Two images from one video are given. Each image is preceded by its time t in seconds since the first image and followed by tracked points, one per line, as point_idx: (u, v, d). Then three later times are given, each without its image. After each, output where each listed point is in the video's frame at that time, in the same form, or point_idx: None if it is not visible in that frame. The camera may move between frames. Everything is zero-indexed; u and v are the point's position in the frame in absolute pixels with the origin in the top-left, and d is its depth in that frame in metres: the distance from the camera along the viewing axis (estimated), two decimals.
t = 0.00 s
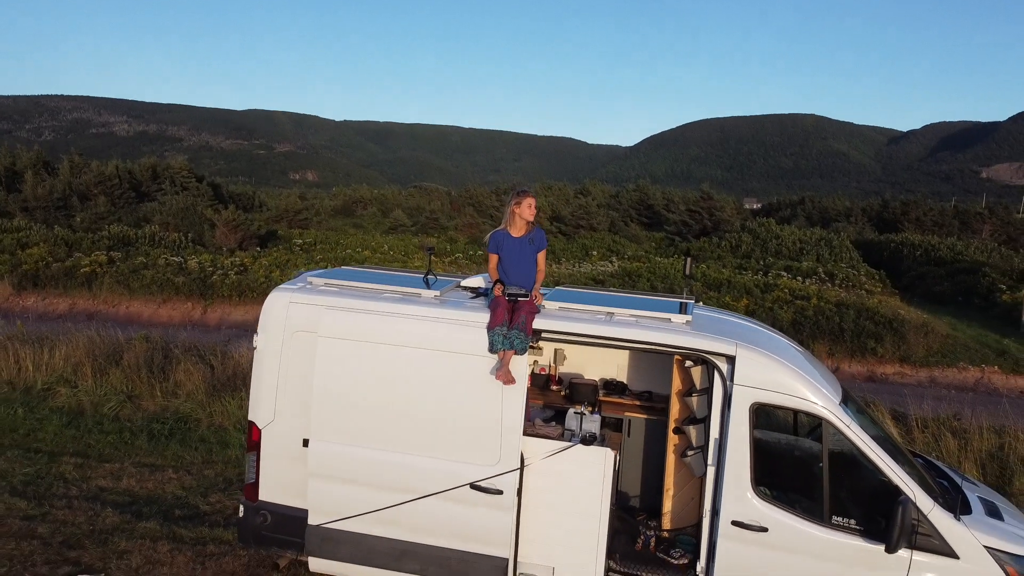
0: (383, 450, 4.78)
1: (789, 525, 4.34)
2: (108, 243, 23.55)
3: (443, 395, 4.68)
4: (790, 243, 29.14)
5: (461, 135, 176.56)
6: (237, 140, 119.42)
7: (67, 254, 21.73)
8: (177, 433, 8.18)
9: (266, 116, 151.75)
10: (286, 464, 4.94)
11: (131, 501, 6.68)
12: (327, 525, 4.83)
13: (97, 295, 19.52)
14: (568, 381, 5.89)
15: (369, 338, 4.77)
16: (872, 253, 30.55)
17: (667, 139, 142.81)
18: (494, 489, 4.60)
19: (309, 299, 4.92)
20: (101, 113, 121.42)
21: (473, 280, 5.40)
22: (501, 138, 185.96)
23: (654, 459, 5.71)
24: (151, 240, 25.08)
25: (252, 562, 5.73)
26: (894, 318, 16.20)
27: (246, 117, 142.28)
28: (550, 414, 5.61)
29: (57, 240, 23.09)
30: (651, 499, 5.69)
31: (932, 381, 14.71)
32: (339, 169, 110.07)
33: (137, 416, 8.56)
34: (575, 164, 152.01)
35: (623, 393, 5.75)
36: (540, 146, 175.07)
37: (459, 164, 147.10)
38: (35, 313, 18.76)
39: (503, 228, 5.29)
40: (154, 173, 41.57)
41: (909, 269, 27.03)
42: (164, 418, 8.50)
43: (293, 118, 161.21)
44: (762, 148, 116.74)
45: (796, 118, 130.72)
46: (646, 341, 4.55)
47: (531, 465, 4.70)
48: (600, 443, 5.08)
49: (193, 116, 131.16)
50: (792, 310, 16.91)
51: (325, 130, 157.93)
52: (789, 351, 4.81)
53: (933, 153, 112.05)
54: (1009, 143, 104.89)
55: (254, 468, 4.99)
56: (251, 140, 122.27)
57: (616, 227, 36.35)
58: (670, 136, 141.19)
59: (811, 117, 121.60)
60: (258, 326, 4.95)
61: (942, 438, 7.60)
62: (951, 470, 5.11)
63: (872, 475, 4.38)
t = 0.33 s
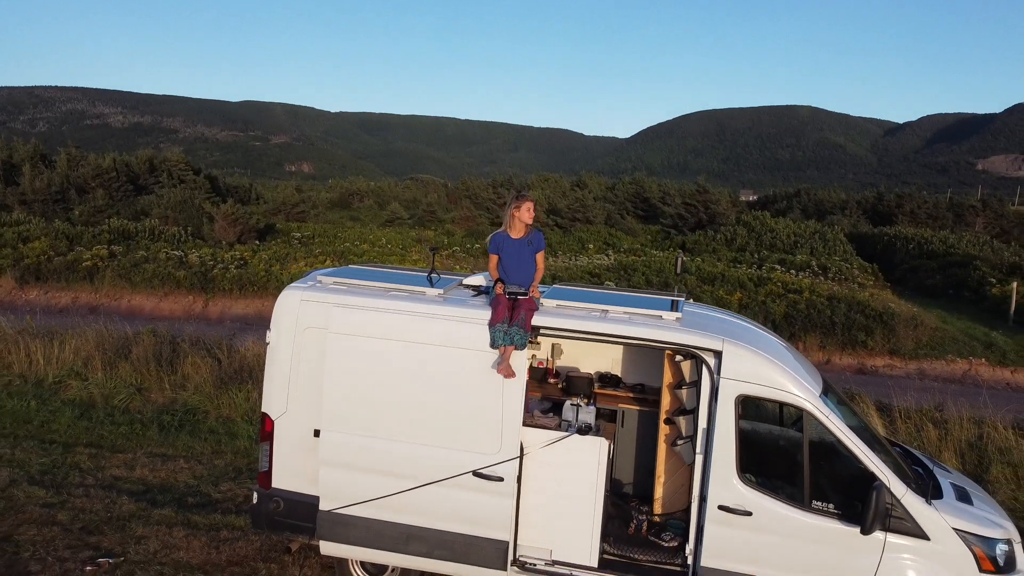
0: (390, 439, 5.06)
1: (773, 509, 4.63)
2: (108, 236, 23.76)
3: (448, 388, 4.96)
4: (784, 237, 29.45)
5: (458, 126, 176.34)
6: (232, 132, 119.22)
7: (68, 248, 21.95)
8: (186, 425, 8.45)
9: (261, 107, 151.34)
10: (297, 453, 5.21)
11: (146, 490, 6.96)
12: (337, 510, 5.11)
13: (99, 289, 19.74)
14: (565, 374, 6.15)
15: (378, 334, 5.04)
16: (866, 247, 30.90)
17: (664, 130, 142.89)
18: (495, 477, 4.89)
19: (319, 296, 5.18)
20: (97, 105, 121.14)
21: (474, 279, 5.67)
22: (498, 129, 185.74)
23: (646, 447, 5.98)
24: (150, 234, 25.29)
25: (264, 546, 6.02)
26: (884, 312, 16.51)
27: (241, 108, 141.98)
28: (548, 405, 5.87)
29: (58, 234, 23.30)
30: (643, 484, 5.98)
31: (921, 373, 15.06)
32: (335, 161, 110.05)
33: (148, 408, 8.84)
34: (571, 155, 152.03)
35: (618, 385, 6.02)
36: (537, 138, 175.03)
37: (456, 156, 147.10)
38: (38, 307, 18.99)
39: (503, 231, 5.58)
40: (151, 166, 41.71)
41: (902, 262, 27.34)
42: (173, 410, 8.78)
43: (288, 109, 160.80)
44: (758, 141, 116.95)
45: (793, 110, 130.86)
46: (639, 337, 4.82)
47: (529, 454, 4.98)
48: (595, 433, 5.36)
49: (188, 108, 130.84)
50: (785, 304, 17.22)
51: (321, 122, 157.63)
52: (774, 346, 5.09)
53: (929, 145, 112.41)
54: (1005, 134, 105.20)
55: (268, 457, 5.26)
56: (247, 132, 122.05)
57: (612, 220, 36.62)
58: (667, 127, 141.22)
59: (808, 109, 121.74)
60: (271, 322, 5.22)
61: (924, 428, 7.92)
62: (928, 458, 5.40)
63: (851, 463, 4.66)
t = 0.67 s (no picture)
0: (398, 429, 5.37)
1: (756, 494, 4.95)
2: (109, 231, 23.99)
3: (451, 380, 5.27)
4: (779, 230, 29.76)
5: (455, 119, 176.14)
6: (228, 125, 119.04)
7: (70, 242, 22.21)
8: (196, 416, 8.77)
9: (257, 99, 150.96)
10: (308, 443, 5.52)
11: (160, 478, 7.29)
12: (347, 496, 5.43)
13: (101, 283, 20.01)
14: (561, 367, 6.47)
15: (385, 330, 5.35)
16: (860, 241, 31.23)
17: (661, 122, 142.92)
18: (495, 464, 5.21)
19: (329, 295, 5.48)
20: (92, 98, 120.86)
21: (476, 278, 5.97)
22: (494, 121, 185.52)
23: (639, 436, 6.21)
24: (151, 227, 25.53)
25: (276, 531, 6.34)
26: (874, 305, 16.84)
27: (237, 100, 141.71)
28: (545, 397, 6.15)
29: (59, 228, 23.53)
30: (636, 473, 6.21)
31: (910, 366, 15.43)
32: (331, 154, 110.01)
33: (159, 400, 9.16)
34: (568, 148, 152.06)
35: (611, 377, 6.33)
36: (534, 130, 174.88)
37: (453, 148, 147.02)
38: (41, 300, 19.26)
39: (503, 233, 5.89)
40: (149, 160, 41.88)
41: (895, 255, 27.67)
42: (183, 401, 9.10)
43: (285, 101, 160.39)
44: (754, 134, 117.14)
45: (790, 102, 130.96)
46: (631, 333, 5.13)
47: (528, 442, 5.30)
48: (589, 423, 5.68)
49: (183, 101, 130.54)
50: (778, 297, 17.55)
51: (317, 115, 157.37)
52: (757, 341, 5.41)
53: (925, 138, 112.70)
54: (1001, 126, 105.49)
55: (280, 446, 5.58)
56: (243, 125, 121.86)
57: (609, 213, 36.90)
58: (664, 119, 141.23)
59: (804, 102, 121.88)
60: (283, 319, 5.52)
61: (905, 418, 8.27)
62: (902, 446, 5.76)
63: (828, 450, 4.99)
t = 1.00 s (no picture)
0: (404, 418, 5.71)
1: (739, 479, 5.31)
2: (113, 225, 24.29)
3: (455, 373, 5.61)
4: (774, 224, 30.09)
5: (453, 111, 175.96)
6: (225, 117, 118.97)
7: (74, 236, 22.51)
8: (207, 407, 9.12)
9: (253, 91, 150.79)
10: (319, 431, 5.87)
11: (176, 466, 7.66)
12: (357, 481, 5.79)
13: (106, 277, 20.34)
14: (557, 360, 6.81)
15: (392, 325, 5.69)
16: (855, 235, 31.57)
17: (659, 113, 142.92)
18: (496, 451, 5.57)
19: (339, 293, 5.82)
20: (89, 90, 120.75)
21: (477, 276, 6.30)
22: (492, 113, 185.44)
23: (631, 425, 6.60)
24: (153, 221, 25.81)
25: (288, 516, 6.70)
26: (865, 298, 17.18)
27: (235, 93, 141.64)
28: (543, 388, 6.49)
29: (63, 222, 23.83)
30: (627, 459, 6.63)
31: (899, 359, 15.82)
32: (329, 145, 110.09)
33: (170, 391, 9.52)
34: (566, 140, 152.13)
35: (605, 370, 6.67)
36: (532, 122, 174.88)
37: (451, 141, 147.00)
38: (47, 295, 19.61)
39: (503, 235, 6.22)
40: (148, 154, 42.11)
41: (889, 249, 28.01)
42: (194, 392, 9.45)
43: (282, 93, 160.26)
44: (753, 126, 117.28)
45: (788, 94, 131.03)
46: (622, 329, 5.47)
47: (527, 431, 5.65)
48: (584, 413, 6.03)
49: (180, 93, 130.42)
50: (771, 291, 17.90)
51: (314, 107, 157.29)
52: (741, 336, 5.77)
53: (923, 130, 112.94)
54: (999, 118, 105.64)
55: (293, 435, 5.92)
56: (240, 117, 121.83)
57: (606, 207, 37.21)
58: (662, 111, 141.26)
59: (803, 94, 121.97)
60: (296, 316, 5.86)
61: (887, 409, 8.65)
62: (879, 434, 6.13)
63: (807, 438, 5.35)
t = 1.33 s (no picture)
0: (410, 408, 6.10)
1: (724, 464, 5.70)
2: (117, 219, 24.65)
3: (458, 365, 5.99)
4: (771, 217, 30.45)
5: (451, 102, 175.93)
6: (224, 109, 119.00)
7: (79, 230, 22.85)
8: (219, 397, 9.52)
9: (251, 82, 150.73)
10: (331, 419, 6.24)
11: (193, 453, 8.06)
12: (366, 466, 6.18)
13: (112, 270, 20.73)
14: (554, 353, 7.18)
15: (399, 320, 6.07)
16: (851, 228, 31.96)
17: (658, 105, 142.94)
18: (496, 438, 5.95)
19: (349, 290, 6.19)
20: (87, 82, 120.71)
21: (479, 274, 6.68)
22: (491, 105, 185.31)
23: (623, 414, 6.98)
24: (156, 215, 26.15)
25: (300, 499, 7.09)
26: (857, 291, 17.57)
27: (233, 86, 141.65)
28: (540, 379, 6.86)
29: (68, 216, 24.18)
30: (621, 446, 6.98)
31: (888, 351, 16.24)
32: (328, 136, 110.17)
33: (183, 382, 9.91)
34: (566, 132, 152.16)
35: (600, 363, 7.05)
36: (531, 114, 174.84)
37: (450, 133, 147.04)
38: (55, 288, 20.01)
39: (503, 236, 6.59)
40: (149, 147, 42.42)
41: (883, 242, 28.37)
42: (206, 383, 9.84)
43: (280, 85, 160.23)
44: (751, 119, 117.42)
45: (788, 86, 131.09)
46: (615, 324, 5.84)
47: (526, 419, 6.03)
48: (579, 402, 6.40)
49: (178, 85, 130.35)
50: (764, 284, 18.29)
51: (312, 98, 157.21)
52: (727, 330, 6.14)
53: (922, 122, 113.06)
54: (998, 110, 105.81)
55: (306, 423, 6.31)
56: (238, 108, 121.78)
57: (605, 199, 37.57)
58: (661, 103, 141.33)
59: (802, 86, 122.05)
60: (309, 311, 6.24)
61: (870, 399, 9.06)
62: (857, 422, 6.53)
63: (787, 426, 5.73)
